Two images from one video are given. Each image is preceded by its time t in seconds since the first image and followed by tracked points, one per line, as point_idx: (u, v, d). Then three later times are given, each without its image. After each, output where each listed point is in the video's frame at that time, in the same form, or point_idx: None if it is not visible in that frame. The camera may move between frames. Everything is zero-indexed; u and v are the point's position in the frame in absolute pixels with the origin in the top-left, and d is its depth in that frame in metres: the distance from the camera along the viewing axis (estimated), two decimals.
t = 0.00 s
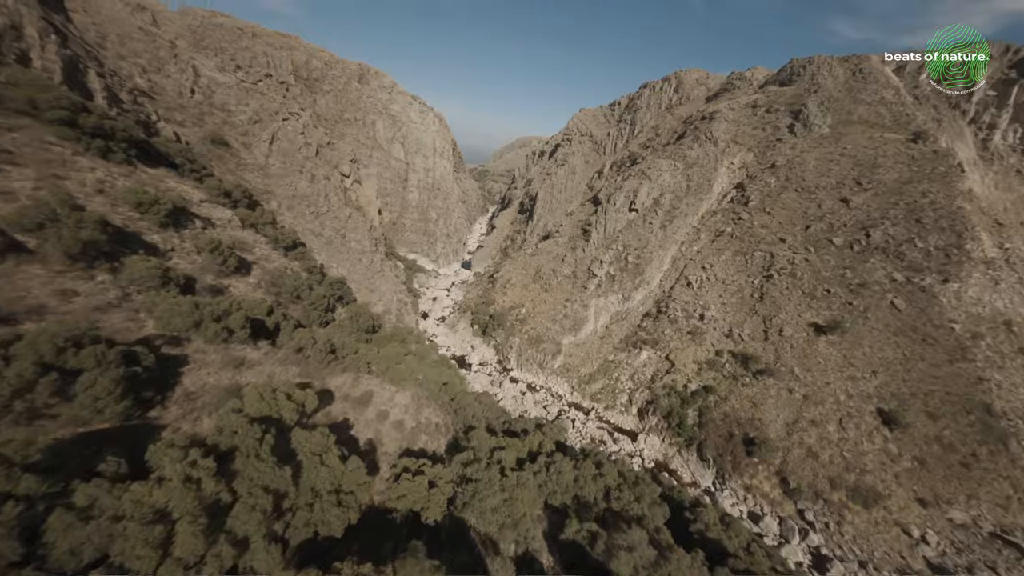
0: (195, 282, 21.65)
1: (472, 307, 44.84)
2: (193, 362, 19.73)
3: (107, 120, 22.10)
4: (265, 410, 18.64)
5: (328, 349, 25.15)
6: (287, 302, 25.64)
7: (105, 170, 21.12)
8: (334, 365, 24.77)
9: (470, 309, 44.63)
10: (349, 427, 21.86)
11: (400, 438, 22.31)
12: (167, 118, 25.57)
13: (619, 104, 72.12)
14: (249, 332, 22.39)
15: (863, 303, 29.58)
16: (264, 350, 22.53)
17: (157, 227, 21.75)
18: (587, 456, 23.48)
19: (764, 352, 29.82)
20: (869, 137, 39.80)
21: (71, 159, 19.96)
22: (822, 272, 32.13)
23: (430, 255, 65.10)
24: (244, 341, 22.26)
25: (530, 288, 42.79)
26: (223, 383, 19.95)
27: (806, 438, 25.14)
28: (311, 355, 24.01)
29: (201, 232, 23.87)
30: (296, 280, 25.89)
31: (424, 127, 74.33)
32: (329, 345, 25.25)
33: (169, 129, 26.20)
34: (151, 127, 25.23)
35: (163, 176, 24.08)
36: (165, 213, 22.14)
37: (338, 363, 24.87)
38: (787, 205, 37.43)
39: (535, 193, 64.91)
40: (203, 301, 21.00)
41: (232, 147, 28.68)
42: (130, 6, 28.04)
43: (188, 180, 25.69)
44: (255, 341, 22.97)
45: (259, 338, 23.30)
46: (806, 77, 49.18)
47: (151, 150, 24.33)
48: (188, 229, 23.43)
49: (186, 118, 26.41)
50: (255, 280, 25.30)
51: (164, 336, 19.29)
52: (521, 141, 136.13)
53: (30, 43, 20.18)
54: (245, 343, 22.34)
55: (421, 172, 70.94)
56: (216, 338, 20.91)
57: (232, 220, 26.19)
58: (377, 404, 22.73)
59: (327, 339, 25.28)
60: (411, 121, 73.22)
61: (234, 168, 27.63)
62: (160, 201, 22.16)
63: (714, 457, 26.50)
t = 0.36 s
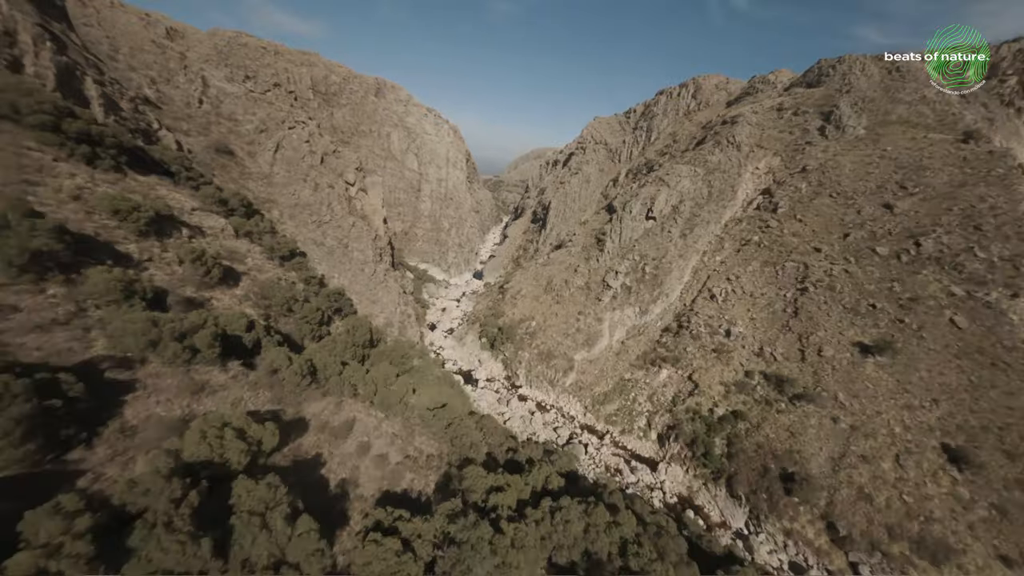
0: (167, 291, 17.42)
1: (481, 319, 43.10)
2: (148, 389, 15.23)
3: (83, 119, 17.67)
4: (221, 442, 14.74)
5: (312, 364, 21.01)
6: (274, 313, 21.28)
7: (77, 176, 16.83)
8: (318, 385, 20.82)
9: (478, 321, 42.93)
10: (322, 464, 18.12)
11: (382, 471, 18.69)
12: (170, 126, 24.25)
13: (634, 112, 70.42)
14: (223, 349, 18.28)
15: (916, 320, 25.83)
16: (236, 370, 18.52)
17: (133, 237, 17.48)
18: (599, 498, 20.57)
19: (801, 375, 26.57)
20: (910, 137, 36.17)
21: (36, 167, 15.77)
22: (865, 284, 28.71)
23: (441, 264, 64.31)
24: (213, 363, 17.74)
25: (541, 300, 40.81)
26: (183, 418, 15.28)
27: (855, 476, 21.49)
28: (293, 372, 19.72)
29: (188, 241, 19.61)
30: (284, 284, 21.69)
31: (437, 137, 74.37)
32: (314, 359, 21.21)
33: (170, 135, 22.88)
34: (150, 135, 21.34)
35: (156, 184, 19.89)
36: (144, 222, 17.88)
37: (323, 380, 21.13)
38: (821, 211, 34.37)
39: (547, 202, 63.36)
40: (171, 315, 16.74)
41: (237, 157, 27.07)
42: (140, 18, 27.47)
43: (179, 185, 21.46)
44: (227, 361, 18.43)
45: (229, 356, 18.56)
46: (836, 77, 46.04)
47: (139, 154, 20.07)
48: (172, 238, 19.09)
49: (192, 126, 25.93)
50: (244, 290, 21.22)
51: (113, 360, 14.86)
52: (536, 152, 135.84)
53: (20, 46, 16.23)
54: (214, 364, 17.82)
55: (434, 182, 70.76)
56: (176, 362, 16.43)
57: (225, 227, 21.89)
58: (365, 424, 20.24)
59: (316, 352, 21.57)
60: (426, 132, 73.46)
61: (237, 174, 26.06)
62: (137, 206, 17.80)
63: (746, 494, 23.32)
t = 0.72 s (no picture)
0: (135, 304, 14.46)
1: (491, 329, 41.30)
2: (82, 421, 12.01)
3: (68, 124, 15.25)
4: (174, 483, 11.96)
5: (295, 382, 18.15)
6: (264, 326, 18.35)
7: (53, 180, 13.96)
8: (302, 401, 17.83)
9: (488, 332, 41.02)
10: (282, 513, 13.78)
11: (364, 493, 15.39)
12: (176, 135, 24.15)
13: (652, 115, 67.97)
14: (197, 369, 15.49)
15: (988, 337, 21.11)
16: (205, 393, 15.58)
17: (106, 247, 14.39)
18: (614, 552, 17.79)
19: (849, 399, 22.89)
20: (965, 129, 30.50)
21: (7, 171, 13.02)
22: (922, 293, 24.32)
23: (453, 272, 63.23)
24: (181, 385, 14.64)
25: (553, 310, 38.62)
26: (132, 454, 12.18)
27: (920, 520, 17.63)
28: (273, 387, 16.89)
29: (175, 250, 16.44)
30: (268, 290, 19.44)
31: (451, 145, 73.66)
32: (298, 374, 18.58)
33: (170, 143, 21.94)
34: (149, 142, 20.42)
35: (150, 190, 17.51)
36: (122, 229, 14.83)
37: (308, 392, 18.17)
38: (864, 212, 29.98)
39: (562, 207, 61.39)
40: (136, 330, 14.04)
41: (241, 164, 26.65)
42: (152, 30, 27.70)
43: (172, 193, 19.00)
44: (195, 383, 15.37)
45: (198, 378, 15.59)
46: (872, 66, 40.12)
47: (133, 161, 17.87)
48: (153, 247, 15.98)
49: (196, 134, 25.69)
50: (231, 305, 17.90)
51: (45, 387, 11.62)
52: (552, 158, 134.67)
53: (12, 52, 15.14)
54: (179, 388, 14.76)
55: (447, 190, 70.08)
56: (126, 387, 13.30)
57: (218, 237, 19.14)
58: (352, 448, 17.54)
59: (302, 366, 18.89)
60: (440, 141, 72.93)
61: (240, 182, 25.58)
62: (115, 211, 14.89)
63: (788, 537, 19.96)
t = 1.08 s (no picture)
0: (120, 319, 12.08)
1: (503, 337, 39.42)
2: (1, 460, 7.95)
3: (54, 128, 14.53)
4: (100, 562, 7.55)
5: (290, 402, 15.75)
6: (256, 337, 16.57)
7: (30, 184, 12.91)
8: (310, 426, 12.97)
9: (499, 341, 39.03)
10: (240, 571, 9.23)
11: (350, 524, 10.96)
12: (182, 142, 23.93)
13: (673, 113, 64.79)
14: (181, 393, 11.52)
15: None
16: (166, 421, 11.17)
17: (82, 255, 12.37)
18: None
19: (915, 427, 18.89)
20: None
21: None
22: (1002, 302, 19.37)
23: (467, 277, 62.03)
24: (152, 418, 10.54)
25: (567, 317, 36.37)
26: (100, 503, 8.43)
27: None
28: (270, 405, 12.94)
29: (158, 258, 14.88)
30: (260, 300, 18.18)
31: (465, 150, 72.27)
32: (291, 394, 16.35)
33: (175, 150, 21.92)
34: (150, 149, 20.15)
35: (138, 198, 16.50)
36: (101, 236, 13.03)
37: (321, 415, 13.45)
38: (922, 209, 24.66)
39: (579, 210, 59.07)
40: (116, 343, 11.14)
41: (247, 170, 26.31)
42: (165, 41, 27.93)
43: (168, 201, 18.17)
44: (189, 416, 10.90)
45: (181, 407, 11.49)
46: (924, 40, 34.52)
47: (123, 166, 17.06)
48: (136, 255, 14.10)
49: (203, 141, 25.47)
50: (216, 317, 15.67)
51: None
52: (570, 162, 132.46)
53: (5, 58, 14.82)
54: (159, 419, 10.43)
55: (462, 195, 68.96)
56: (66, 417, 9.18)
57: (212, 244, 18.07)
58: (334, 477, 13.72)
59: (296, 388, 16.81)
60: (456, 146, 71.81)
61: (244, 188, 25.11)
62: (91, 211, 13.66)
63: None
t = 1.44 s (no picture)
0: (97, 330, 11.33)
1: (517, 343, 37.61)
2: None
3: (48, 132, 14.16)
4: None
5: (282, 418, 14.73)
6: (249, 347, 15.68)
7: (18, 190, 12.48)
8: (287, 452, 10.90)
9: (513, 348, 37.14)
10: None
11: (321, 572, 9.35)
12: (191, 147, 23.83)
13: (699, 106, 60.97)
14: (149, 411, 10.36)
15: None
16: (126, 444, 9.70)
17: (61, 262, 11.76)
18: None
19: (1013, 467, 15.21)
20: None
21: None
22: None
23: (483, 280, 60.95)
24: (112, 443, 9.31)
25: (584, 324, 34.05)
26: (21, 556, 6.97)
27: None
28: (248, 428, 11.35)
29: (147, 265, 14.26)
30: (256, 307, 17.39)
31: (481, 151, 70.57)
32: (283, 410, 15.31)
33: (183, 155, 21.77)
34: (155, 154, 19.95)
35: (133, 202, 16.04)
36: (84, 243, 12.42)
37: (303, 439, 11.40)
38: (1002, 201, 20.43)
39: (598, 210, 56.58)
40: (82, 358, 10.29)
41: (256, 174, 26.05)
42: (181, 48, 28.22)
43: (168, 206, 17.73)
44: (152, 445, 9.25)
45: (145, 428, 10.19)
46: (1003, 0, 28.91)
47: (122, 171, 16.72)
48: (123, 261, 13.51)
49: (214, 146, 25.36)
50: (205, 325, 14.73)
51: None
52: (590, 163, 129.17)
53: (6, 64, 14.63)
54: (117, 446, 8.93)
55: (478, 197, 67.72)
56: None
57: (209, 250, 17.47)
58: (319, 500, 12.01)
59: (290, 404, 15.72)
60: (473, 148, 70.46)
61: (251, 193, 24.76)
62: (77, 217, 13.15)
63: None
